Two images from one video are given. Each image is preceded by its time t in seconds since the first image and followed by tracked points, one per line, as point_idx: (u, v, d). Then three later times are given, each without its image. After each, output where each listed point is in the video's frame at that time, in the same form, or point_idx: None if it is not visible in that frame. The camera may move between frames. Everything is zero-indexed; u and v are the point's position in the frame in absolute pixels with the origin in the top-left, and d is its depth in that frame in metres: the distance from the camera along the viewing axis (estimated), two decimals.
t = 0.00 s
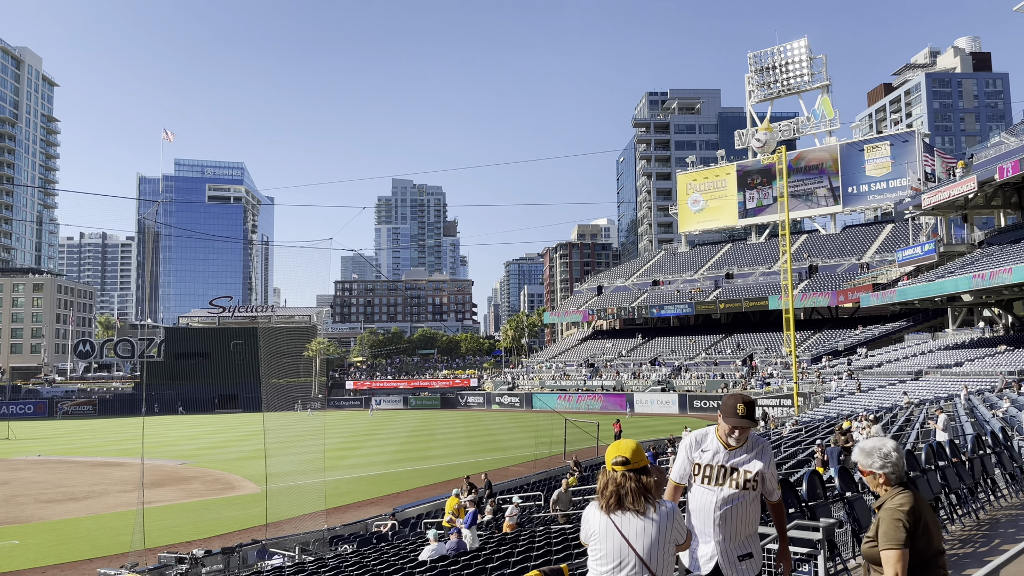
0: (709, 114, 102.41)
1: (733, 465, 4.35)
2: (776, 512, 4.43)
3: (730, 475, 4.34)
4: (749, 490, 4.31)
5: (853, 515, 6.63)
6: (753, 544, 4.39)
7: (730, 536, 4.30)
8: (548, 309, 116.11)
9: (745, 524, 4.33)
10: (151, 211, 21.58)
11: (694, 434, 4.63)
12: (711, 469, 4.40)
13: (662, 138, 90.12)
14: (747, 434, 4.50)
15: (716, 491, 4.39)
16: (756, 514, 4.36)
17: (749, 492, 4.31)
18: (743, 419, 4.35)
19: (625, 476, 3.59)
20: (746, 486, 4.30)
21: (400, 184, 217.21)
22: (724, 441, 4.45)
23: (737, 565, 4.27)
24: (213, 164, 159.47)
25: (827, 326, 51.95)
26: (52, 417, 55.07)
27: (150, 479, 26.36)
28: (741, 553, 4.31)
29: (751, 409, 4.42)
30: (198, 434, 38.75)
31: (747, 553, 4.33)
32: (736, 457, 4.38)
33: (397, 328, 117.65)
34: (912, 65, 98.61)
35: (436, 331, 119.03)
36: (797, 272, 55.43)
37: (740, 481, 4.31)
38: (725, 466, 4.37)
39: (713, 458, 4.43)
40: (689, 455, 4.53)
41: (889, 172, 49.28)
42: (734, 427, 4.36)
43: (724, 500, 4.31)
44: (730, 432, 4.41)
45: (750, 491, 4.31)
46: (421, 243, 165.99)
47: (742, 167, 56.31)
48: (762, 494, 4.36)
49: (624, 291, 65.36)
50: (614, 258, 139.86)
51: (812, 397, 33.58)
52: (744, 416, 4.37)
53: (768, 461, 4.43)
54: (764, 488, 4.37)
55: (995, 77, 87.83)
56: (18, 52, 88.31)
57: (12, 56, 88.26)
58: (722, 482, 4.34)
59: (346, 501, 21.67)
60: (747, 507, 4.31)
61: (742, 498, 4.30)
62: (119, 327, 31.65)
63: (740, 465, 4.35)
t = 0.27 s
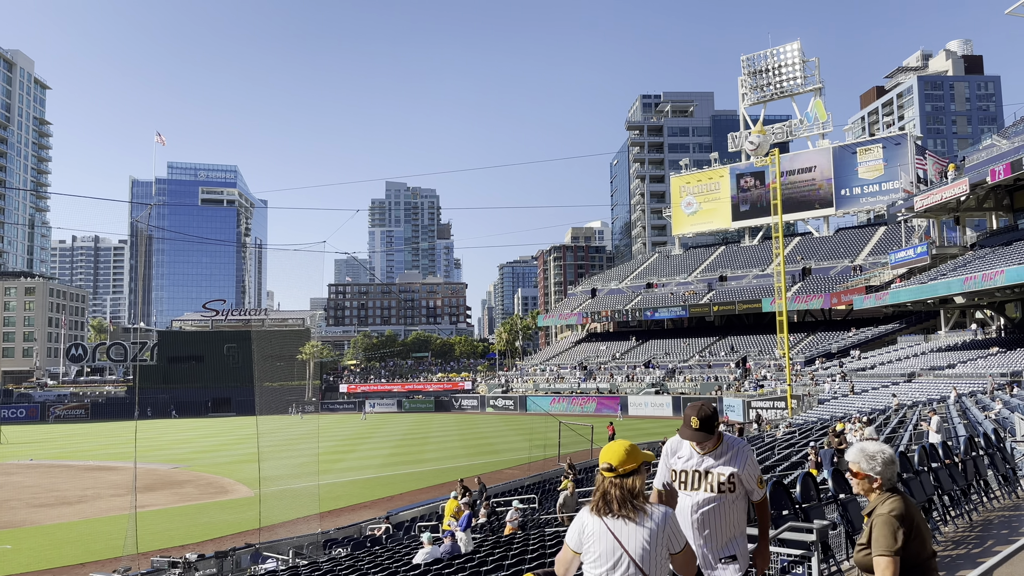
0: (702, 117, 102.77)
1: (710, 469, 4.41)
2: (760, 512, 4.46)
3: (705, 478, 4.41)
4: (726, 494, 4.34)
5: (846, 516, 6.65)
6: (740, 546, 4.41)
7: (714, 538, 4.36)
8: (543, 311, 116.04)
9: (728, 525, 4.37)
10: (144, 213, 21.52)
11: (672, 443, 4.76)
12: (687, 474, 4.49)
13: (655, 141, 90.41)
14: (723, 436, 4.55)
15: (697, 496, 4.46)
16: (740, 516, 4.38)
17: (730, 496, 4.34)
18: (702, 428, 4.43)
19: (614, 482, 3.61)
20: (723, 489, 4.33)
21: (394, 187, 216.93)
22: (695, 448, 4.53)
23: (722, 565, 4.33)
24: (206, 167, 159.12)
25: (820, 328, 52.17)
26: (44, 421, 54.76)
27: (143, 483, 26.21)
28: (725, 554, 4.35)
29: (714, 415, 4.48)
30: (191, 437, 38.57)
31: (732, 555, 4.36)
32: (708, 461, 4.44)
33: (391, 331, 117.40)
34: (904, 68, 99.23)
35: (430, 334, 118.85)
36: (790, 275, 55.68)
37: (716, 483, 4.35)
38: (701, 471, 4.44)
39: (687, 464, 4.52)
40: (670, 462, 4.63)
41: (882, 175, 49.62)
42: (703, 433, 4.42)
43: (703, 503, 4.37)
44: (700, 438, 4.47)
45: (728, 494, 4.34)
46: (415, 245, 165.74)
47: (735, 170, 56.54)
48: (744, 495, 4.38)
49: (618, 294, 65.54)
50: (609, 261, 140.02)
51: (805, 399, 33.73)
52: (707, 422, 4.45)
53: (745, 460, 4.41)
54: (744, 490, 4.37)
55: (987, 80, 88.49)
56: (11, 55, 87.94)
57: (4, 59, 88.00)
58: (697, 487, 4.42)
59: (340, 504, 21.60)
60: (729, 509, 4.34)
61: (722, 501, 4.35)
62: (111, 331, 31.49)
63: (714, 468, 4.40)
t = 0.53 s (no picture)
0: (700, 117, 102.81)
1: (686, 478, 4.35)
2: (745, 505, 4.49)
3: (686, 487, 4.35)
4: (707, 497, 4.34)
5: (845, 516, 6.64)
6: (733, 541, 4.45)
7: (706, 537, 4.39)
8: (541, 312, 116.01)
9: (717, 524, 4.39)
10: (142, 215, 21.50)
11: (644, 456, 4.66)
12: (665, 488, 4.43)
13: (654, 141, 90.42)
14: (692, 443, 4.45)
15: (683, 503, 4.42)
16: (728, 514, 4.41)
17: (712, 496, 4.35)
18: (664, 443, 4.30)
19: (612, 480, 3.62)
20: (704, 493, 4.32)
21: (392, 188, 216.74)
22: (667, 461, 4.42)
23: (717, 562, 4.38)
24: (204, 168, 158.96)
25: (818, 329, 52.23)
26: (42, 423, 54.60)
27: (141, 485, 26.17)
28: (721, 552, 4.39)
29: (676, 427, 4.35)
30: (189, 439, 38.49)
31: (726, 552, 4.40)
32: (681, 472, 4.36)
33: (389, 332, 117.25)
34: (901, 69, 99.56)
35: (428, 335, 118.81)
36: (787, 275, 55.74)
37: (697, 490, 4.32)
38: (678, 481, 4.38)
39: (665, 478, 4.44)
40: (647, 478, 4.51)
41: (879, 175, 49.71)
42: (669, 449, 4.29)
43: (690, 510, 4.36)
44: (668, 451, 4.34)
45: (710, 495, 4.34)
46: (413, 246, 165.67)
47: (733, 171, 56.57)
48: (727, 491, 4.39)
49: (616, 295, 65.53)
50: (607, 261, 140.06)
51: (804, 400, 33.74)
52: (669, 437, 4.32)
53: (716, 460, 4.38)
54: (724, 488, 4.37)
55: (983, 81, 88.79)
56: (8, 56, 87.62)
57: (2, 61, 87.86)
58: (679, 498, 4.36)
59: (339, 506, 21.57)
60: (715, 509, 4.36)
61: (705, 505, 4.35)
62: (109, 332, 31.43)
63: (691, 475, 4.36)
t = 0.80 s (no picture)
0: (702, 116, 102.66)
1: (676, 484, 4.30)
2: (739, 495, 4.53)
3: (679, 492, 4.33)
4: (701, 496, 4.36)
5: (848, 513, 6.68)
6: (736, 532, 4.49)
7: (708, 533, 4.40)
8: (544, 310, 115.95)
9: (717, 518, 4.41)
10: (145, 215, 21.58)
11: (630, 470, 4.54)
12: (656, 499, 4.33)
13: (656, 140, 90.32)
14: (673, 451, 4.40)
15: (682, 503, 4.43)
16: (725, 509, 4.44)
17: (706, 493, 4.37)
18: (650, 452, 4.18)
19: (610, 479, 3.63)
20: (698, 493, 4.34)
21: (395, 187, 216.81)
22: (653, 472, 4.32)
23: (724, 556, 4.37)
24: (207, 168, 159.29)
25: (821, 326, 52.17)
26: (47, 423, 54.68)
27: (145, 484, 26.26)
28: (725, 546, 4.41)
29: (656, 433, 4.26)
30: (193, 438, 38.57)
31: (731, 545, 4.42)
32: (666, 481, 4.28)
33: (392, 331, 117.22)
34: (904, 66, 99.39)
35: (431, 334, 118.84)
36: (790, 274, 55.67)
37: (692, 491, 4.33)
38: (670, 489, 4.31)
39: (656, 490, 4.33)
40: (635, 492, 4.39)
41: (882, 173, 49.54)
42: (654, 460, 4.19)
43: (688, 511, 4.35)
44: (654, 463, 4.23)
45: (705, 494, 4.36)
46: (416, 245, 165.72)
47: (735, 169, 56.48)
48: (720, 485, 4.42)
49: (619, 293, 65.49)
50: (609, 260, 140.00)
51: (807, 398, 33.73)
52: (651, 449, 4.20)
53: (703, 458, 4.41)
54: (716, 482, 4.40)
55: (987, 78, 88.47)
56: (11, 56, 87.59)
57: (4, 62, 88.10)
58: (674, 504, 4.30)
59: (342, 505, 21.61)
60: (711, 505, 4.39)
61: (701, 503, 4.36)
62: (113, 332, 31.53)
63: (681, 479, 4.33)
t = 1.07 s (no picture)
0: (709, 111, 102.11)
1: (687, 479, 4.35)
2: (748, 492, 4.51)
3: (689, 487, 4.36)
4: (710, 492, 4.36)
5: (857, 510, 6.65)
6: (745, 530, 4.45)
7: (715, 530, 4.38)
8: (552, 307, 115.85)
9: (725, 517, 4.38)
10: (153, 213, 21.71)
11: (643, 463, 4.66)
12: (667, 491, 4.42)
13: (663, 135, 89.93)
14: (684, 444, 4.47)
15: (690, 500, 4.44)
16: (733, 507, 4.41)
17: (717, 490, 4.37)
18: (664, 440, 4.35)
19: (613, 476, 3.67)
20: (708, 490, 4.34)
21: (402, 185, 217.01)
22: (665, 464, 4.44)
23: (732, 554, 4.35)
24: (214, 166, 159.85)
25: (830, 322, 51.90)
26: (58, 420, 55.00)
27: (155, 481, 26.44)
28: (735, 543, 4.38)
29: (668, 423, 4.45)
30: (202, 435, 38.78)
31: (740, 541, 4.40)
32: (679, 473, 4.38)
33: (400, 328, 117.35)
34: (913, 60, 98.56)
35: (439, 331, 118.96)
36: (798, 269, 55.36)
37: (701, 488, 4.34)
38: (680, 482, 4.38)
39: (666, 484, 4.42)
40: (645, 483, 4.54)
41: (891, 168, 49.04)
42: (666, 451, 4.34)
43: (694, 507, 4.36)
44: (666, 453, 4.37)
45: (714, 491, 4.36)
46: (423, 243, 165.82)
47: (743, 164, 56.18)
48: (728, 483, 4.42)
49: (626, 290, 65.31)
50: (616, 256, 139.69)
51: (815, 394, 33.65)
52: (664, 435, 4.38)
53: (714, 454, 4.41)
54: (726, 479, 4.41)
55: (997, 71, 87.64)
56: (20, 56, 87.93)
57: (13, 61, 88.46)
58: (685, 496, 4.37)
59: (351, 501, 21.70)
60: (719, 503, 4.38)
61: (708, 500, 4.36)
62: (122, 330, 31.76)
63: (689, 476, 4.37)
